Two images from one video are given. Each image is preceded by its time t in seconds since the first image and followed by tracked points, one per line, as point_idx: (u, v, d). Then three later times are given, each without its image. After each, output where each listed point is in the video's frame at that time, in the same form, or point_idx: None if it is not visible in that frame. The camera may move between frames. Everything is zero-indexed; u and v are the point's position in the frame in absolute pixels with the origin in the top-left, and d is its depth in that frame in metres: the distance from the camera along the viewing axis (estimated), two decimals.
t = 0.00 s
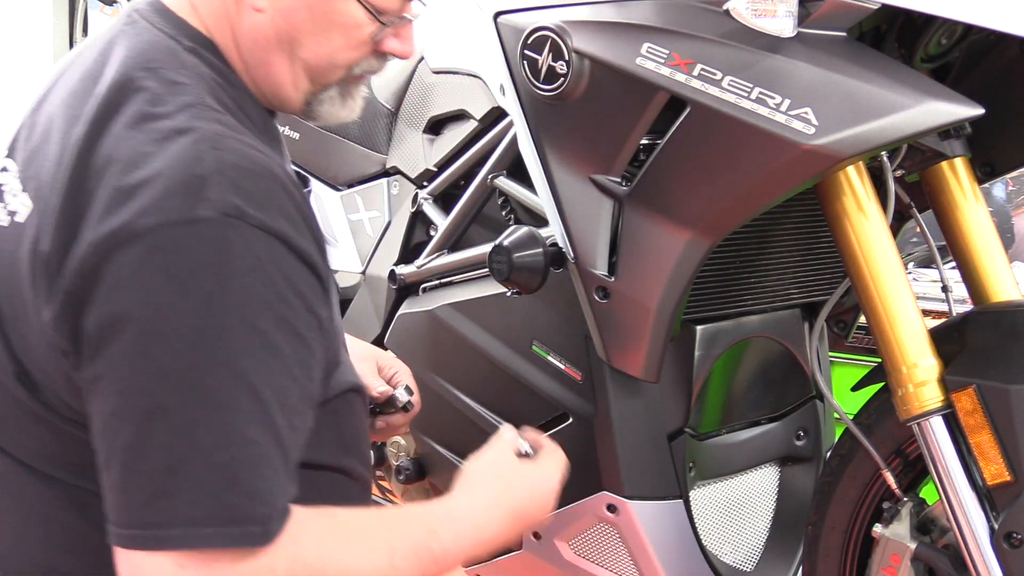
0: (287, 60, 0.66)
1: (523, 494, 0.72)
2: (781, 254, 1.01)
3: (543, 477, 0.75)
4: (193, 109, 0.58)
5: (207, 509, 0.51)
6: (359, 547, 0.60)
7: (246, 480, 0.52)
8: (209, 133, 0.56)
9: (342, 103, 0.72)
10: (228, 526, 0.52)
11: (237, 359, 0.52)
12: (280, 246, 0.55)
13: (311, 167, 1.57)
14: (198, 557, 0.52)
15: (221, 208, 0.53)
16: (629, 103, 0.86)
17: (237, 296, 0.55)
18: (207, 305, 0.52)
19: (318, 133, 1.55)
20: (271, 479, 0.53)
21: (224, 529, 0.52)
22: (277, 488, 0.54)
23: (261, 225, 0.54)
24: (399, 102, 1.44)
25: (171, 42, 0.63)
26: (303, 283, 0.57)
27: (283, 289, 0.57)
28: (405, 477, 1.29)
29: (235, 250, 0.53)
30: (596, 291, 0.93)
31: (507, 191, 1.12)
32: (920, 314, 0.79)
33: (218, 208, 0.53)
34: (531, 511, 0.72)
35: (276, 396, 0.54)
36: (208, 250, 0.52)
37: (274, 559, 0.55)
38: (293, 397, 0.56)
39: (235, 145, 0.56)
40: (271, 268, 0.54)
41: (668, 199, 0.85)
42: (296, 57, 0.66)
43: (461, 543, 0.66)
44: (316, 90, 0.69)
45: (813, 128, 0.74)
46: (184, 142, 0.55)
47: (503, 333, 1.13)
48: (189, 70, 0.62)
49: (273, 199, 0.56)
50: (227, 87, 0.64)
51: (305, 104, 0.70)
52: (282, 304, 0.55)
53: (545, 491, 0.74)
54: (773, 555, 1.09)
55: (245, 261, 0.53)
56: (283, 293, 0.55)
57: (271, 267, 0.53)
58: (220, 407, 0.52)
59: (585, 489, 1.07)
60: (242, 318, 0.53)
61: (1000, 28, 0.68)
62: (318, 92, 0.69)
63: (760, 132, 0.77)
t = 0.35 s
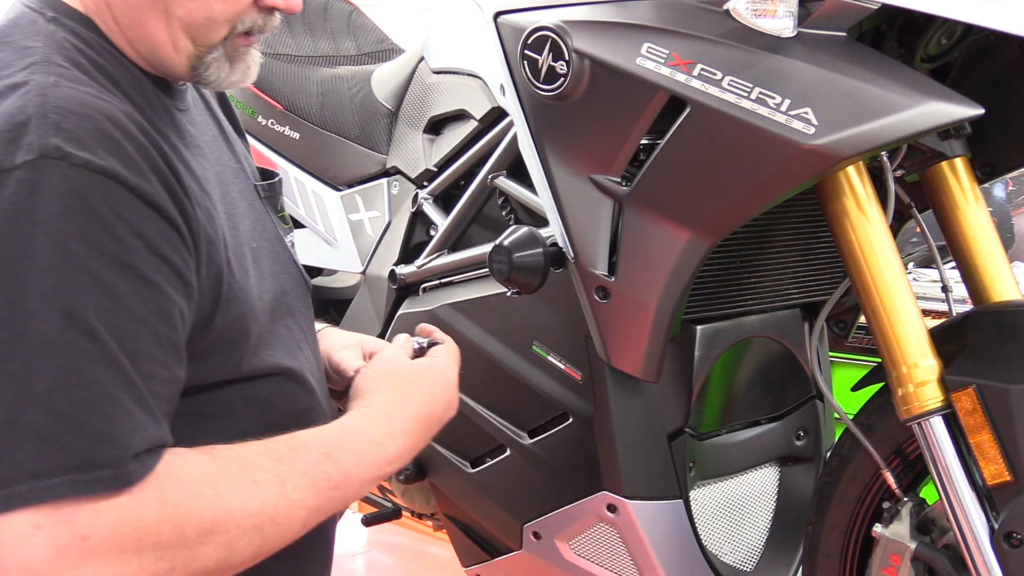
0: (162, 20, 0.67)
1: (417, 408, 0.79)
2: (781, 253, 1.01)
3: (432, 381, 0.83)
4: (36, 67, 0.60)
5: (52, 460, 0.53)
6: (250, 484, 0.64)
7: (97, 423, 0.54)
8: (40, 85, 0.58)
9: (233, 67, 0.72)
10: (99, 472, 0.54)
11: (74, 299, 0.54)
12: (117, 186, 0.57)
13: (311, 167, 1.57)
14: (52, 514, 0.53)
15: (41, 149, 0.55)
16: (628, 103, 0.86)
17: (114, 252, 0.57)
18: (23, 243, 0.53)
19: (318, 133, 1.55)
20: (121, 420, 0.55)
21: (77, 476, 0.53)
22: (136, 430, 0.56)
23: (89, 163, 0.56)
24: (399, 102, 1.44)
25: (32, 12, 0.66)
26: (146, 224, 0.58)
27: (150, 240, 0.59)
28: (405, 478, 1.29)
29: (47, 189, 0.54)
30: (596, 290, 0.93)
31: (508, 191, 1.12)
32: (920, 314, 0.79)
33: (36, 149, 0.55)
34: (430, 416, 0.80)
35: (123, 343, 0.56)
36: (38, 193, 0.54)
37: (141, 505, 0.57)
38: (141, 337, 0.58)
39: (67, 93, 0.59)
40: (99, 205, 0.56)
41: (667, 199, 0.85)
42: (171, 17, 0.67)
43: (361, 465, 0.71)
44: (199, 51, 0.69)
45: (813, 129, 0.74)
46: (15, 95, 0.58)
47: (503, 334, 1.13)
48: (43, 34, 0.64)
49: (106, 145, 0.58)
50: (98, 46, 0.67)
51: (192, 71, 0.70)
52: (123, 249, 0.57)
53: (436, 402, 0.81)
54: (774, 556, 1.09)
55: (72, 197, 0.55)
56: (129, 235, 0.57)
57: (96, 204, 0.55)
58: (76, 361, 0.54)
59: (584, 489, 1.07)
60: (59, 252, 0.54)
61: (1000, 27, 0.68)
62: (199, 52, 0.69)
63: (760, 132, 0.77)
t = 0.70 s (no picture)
0: (122, 15, 0.68)
1: (384, 398, 0.80)
2: (781, 253, 1.01)
3: (397, 371, 0.84)
4: None
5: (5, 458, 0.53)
6: (215, 476, 0.64)
7: (51, 418, 0.54)
8: None
9: (195, 61, 0.74)
10: (66, 468, 0.55)
11: (26, 294, 0.54)
12: (67, 179, 0.58)
13: (311, 167, 1.57)
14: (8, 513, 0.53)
15: None
16: (628, 103, 0.86)
17: (79, 247, 0.58)
18: None
19: (317, 133, 1.55)
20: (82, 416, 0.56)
21: (33, 473, 0.54)
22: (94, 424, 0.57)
23: (36, 157, 0.56)
24: (399, 102, 1.45)
25: None
26: (100, 218, 0.59)
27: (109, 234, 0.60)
28: (405, 477, 1.29)
29: None
30: (596, 290, 0.93)
31: (508, 191, 1.12)
32: (920, 314, 0.79)
33: None
34: (397, 405, 0.81)
35: (77, 337, 0.57)
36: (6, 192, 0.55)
37: (98, 501, 0.57)
38: (99, 333, 0.58)
39: (16, 88, 0.59)
40: (49, 199, 0.57)
41: (667, 199, 0.85)
42: (131, 11, 0.68)
43: (328, 455, 0.72)
44: (160, 46, 0.71)
45: (813, 129, 0.74)
46: None
47: (502, 334, 1.13)
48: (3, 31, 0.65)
49: (57, 139, 0.59)
50: (54, 44, 0.68)
51: (153, 66, 0.72)
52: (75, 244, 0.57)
53: (402, 392, 0.82)
54: (774, 556, 1.09)
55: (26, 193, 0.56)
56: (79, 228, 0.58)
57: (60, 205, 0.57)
58: (34, 359, 0.54)
59: (584, 489, 1.07)
60: (6, 246, 0.54)
61: (999, 27, 0.68)
62: (162, 46, 0.71)
63: (760, 132, 0.77)
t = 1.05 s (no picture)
0: (116, 12, 0.69)
1: (389, 382, 0.82)
2: (781, 253, 1.01)
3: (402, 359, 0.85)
4: None
5: (27, 462, 0.53)
6: (232, 471, 0.65)
7: (71, 420, 0.55)
8: None
9: (187, 56, 0.75)
10: (81, 468, 0.55)
11: (38, 294, 0.54)
12: (73, 181, 0.58)
13: (311, 167, 1.57)
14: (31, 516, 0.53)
15: None
16: (628, 103, 0.86)
17: (81, 243, 0.57)
18: None
19: (317, 133, 1.55)
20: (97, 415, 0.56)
21: (55, 476, 0.54)
22: (107, 427, 0.57)
23: (42, 160, 0.56)
24: (399, 102, 1.45)
25: None
26: (106, 219, 0.59)
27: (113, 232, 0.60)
28: (405, 477, 1.29)
29: None
30: (596, 290, 0.93)
31: (507, 191, 1.12)
32: (920, 314, 0.79)
33: None
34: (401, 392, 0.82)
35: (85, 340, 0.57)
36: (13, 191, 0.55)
37: (122, 501, 0.58)
38: (104, 335, 0.58)
39: (12, 90, 0.59)
40: (56, 199, 0.56)
41: (667, 199, 0.85)
42: (126, 7, 0.68)
43: (342, 445, 0.73)
44: (153, 42, 0.71)
45: (813, 128, 0.74)
46: None
47: (502, 334, 1.13)
48: None
49: (57, 139, 0.58)
50: (43, 44, 0.68)
51: (146, 63, 0.73)
52: (83, 244, 0.57)
53: (405, 379, 0.84)
54: (774, 556, 1.09)
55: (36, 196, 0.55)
56: (91, 219, 0.58)
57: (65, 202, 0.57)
58: (49, 360, 0.54)
59: (584, 489, 1.07)
60: (18, 248, 0.54)
61: (999, 27, 0.68)
62: (154, 44, 0.72)
63: (760, 131, 0.77)
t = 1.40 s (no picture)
0: (127, 11, 0.69)
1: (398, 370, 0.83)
2: (782, 253, 1.01)
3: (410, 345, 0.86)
4: None
5: (61, 458, 0.54)
6: (258, 462, 0.66)
7: (103, 416, 0.55)
8: None
9: (194, 52, 0.76)
10: (117, 462, 0.56)
11: (65, 290, 0.55)
12: (94, 178, 0.58)
13: (310, 167, 1.57)
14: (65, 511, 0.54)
15: (14, 145, 0.56)
16: (628, 103, 0.86)
17: (101, 239, 0.58)
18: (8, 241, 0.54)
19: (317, 133, 1.55)
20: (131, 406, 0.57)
21: (90, 471, 0.55)
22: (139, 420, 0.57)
23: (63, 157, 0.57)
24: (399, 102, 1.45)
25: None
26: (127, 216, 0.60)
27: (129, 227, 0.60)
28: (405, 477, 1.29)
29: (24, 184, 0.55)
30: (596, 290, 0.93)
31: (508, 191, 1.12)
32: (920, 314, 0.79)
33: (8, 146, 0.56)
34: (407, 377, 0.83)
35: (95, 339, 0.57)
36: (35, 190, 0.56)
37: (154, 494, 0.58)
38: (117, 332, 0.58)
39: (29, 89, 0.59)
40: (76, 195, 0.57)
41: (667, 199, 0.85)
42: (136, 3, 0.69)
43: (358, 433, 0.74)
44: (161, 38, 0.72)
45: (813, 128, 0.74)
46: None
47: (502, 334, 1.13)
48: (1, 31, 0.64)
49: (76, 137, 0.59)
50: (54, 46, 0.68)
51: (154, 59, 0.74)
52: (104, 240, 0.58)
53: (411, 367, 0.84)
54: (773, 556, 1.09)
55: (58, 192, 0.56)
56: (115, 214, 0.59)
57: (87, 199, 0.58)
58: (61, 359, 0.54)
59: (584, 489, 1.07)
60: (46, 247, 0.55)
61: (999, 27, 0.68)
62: (163, 40, 0.72)
63: (760, 131, 0.77)
